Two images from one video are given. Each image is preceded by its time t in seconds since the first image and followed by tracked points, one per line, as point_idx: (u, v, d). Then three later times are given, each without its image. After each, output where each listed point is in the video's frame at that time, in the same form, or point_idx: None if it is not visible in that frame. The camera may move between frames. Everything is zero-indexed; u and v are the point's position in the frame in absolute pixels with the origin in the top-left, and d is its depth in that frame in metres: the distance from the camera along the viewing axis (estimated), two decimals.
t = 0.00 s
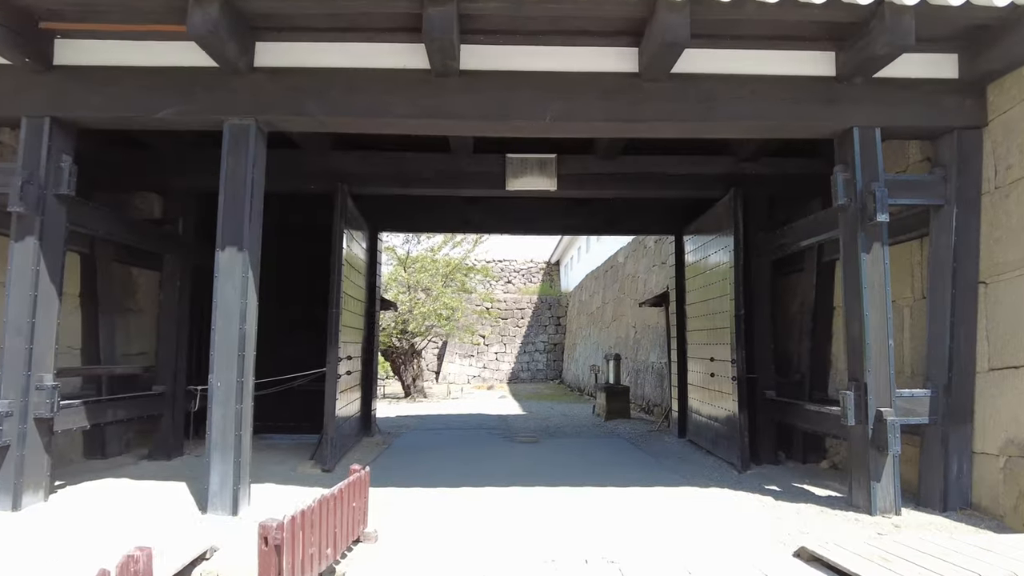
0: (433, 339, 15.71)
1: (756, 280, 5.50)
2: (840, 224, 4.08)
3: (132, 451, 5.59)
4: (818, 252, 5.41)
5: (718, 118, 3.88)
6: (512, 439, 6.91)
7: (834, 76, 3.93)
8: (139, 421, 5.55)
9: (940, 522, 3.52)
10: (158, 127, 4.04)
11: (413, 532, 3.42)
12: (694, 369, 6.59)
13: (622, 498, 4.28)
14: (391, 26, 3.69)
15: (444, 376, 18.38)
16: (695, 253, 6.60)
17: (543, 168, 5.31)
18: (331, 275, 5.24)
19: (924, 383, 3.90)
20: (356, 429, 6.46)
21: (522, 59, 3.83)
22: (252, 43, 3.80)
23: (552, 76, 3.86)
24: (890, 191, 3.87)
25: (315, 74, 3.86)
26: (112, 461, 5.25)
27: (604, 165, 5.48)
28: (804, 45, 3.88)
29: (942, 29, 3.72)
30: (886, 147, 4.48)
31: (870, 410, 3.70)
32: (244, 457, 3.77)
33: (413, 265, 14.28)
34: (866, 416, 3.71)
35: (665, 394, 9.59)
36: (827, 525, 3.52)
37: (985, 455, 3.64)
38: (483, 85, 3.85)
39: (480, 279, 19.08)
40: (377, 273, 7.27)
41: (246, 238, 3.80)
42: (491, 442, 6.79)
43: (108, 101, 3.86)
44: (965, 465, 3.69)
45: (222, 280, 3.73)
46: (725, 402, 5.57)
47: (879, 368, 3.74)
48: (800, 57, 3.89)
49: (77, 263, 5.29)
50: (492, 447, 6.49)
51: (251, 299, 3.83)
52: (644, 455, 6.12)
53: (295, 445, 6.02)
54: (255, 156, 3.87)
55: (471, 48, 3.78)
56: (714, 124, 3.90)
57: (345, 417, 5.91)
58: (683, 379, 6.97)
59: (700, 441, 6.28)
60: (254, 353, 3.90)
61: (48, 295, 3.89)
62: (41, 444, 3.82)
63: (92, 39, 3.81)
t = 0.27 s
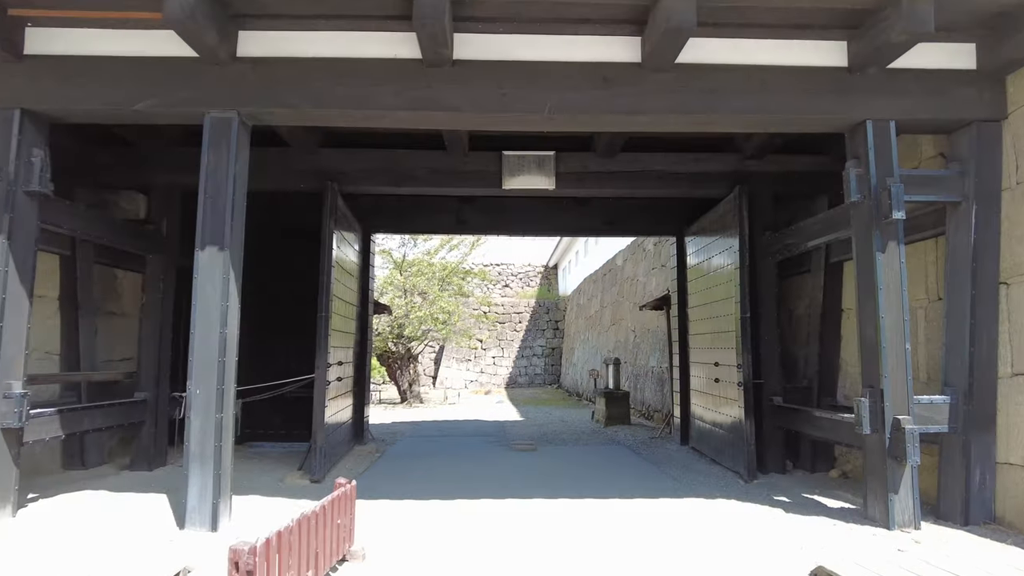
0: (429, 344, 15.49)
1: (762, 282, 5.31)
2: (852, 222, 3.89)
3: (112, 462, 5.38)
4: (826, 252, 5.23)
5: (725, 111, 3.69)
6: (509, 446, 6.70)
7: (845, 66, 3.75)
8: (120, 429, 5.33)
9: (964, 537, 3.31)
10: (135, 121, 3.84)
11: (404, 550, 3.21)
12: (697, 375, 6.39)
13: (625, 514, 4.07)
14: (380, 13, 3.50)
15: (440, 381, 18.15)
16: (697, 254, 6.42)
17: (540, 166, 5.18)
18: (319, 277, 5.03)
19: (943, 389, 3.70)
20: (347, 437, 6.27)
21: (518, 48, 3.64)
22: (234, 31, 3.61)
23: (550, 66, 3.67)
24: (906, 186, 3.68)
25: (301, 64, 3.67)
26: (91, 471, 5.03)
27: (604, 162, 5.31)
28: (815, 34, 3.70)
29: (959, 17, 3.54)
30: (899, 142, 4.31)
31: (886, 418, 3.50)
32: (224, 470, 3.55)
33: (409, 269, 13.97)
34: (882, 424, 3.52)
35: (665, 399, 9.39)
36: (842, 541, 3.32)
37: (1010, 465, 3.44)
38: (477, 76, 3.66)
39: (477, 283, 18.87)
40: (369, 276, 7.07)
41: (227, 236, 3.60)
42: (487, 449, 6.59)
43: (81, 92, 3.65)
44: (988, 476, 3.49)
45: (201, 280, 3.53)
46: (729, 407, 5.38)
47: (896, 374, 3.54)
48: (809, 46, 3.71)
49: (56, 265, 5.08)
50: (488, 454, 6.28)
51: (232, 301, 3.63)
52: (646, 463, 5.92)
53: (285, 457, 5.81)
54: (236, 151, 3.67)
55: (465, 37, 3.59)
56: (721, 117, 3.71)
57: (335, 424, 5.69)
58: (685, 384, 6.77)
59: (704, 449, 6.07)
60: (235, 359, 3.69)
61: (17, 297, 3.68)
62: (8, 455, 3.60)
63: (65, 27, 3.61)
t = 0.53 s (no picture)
0: (428, 344, 15.28)
1: (772, 278, 5.12)
2: (870, 213, 3.69)
3: (95, 464, 5.18)
4: (838, 247, 5.03)
5: (736, 95, 3.49)
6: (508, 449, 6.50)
7: (863, 48, 3.55)
8: (104, 431, 5.14)
9: (994, 547, 3.11)
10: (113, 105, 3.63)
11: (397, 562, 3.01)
12: (702, 374, 6.19)
13: (630, 521, 3.86)
14: None
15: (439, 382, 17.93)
16: (703, 250, 6.22)
17: (540, 157, 5.00)
18: (310, 272, 4.83)
19: (968, 389, 3.50)
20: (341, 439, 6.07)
21: (518, 28, 3.44)
22: (217, 10, 3.40)
23: (551, 48, 3.47)
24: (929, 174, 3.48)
25: (288, 45, 3.46)
26: (73, 475, 4.84)
27: (607, 153, 5.12)
28: (831, 13, 3.50)
29: None
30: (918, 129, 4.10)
31: (908, 419, 3.30)
32: (206, 475, 3.33)
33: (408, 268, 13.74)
34: (903, 426, 3.33)
35: (668, 400, 9.18)
36: (863, 551, 3.12)
37: None
38: (475, 58, 3.46)
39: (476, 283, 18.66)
40: (365, 273, 6.87)
41: (208, 227, 3.40)
42: (486, 452, 6.38)
43: (55, 75, 3.45)
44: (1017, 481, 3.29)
45: (182, 274, 3.33)
46: (737, 408, 5.19)
47: (920, 373, 3.34)
48: (826, 26, 3.51)
49: (36, 259, 4.88)
50: (487, 457, 6.08)
51: (215, 295, 3.43)
52: (650, 466, 5.73)
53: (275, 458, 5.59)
54: (219, 137, 3.47)
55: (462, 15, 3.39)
56: (732, 101, 3.51)
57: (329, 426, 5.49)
58: (690, 384, 6.58)
59: (710, 451, 5.88)
60: (218, 357, 3.48)
61: None
62: None
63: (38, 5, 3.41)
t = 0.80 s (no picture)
0: (426, 345, 15.07)
1: (783, 276, 4.92)
2: (891, 206, 3.50)
3: (76, 471, 4.96)
4: (851, 244, 4.85)
5: (753, 80, 3.29)
6: (509, 453, 6.29)
7: (887, 31, 3.34)
8: (87, 435, 4.93)
9: None
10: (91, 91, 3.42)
11: None
12: (709, 376, 5.99)
13: (638, 533, 3.66)
14: None
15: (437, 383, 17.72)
16: (710, 248, 6.02)
17: (542, 150, 4.81)
18: (302, 270, 4.62)
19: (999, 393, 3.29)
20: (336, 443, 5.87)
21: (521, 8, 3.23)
22: None
23: (556, 30, 3.27)
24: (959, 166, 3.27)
25: (277, 27, 3.26)
26: (53, 482, 4.62)
27: (612, 146, 4.93)
28: None
29: None
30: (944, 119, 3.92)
31: (937, 426, 3.10)
32: (188, 484, 3.12)
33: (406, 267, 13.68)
34: (929, 433, 3.13)
35: (672, 402, 8.98)
36: (890, 566, 2.91)
37: None
38: (475, 40, 3.25)
39: (475, 283, 18.45)
40: (361, 271, 6.67)
41: (190, 219, 3.19)
42: (486, 456, 6.18)
43: (28, 57, 3.23)
44: None
45: (162, 269, 3.12)
46: (748, 412, 4.99)
47: (948, 377, 3.14)
48: (848, 8, 3.31)
49: (15, 255, 4.66)
50: (486, 462, 5.87)
51: (197, 293, 3.22)
52: (655, 471, 5.53)
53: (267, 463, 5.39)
54: (202, 125, 3.25)
55: None
56: (748, 87, 3.31)
57: (322, 429, 5.27)
58: (696, 386, 6.38)
59: (718, 457, 5.67)
60: (201, 359, 3.27)
61: None
62: None
63: None
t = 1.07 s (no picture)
0: (424, 344, 14.87)
1: (794, 272, 4.73)
2: (913, 197, 3.30)
3: (56, 475, 4.76)
4: (864, 239, 4.65)
5: (767, 61, 3.10)
6: (507, 455, 6.10)
7: (909, 10, 3.15)
8: (67, 437, 4.72)
9: None
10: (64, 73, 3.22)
11: None
12: (715, 377, 5.80)
13: (643, 542, 3.47)
14: None
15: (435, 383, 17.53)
16: (716, 244, 5.83)
17: (542, 141, 4.63)
18: (291, 265, 4.42)
19: None
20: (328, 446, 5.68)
21: None
22: None
23: (559, 7, 3.08)
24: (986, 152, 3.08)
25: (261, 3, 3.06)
26: (29, 487, 4.42)
27: (615, 137, 4.74)
28: None
29: None
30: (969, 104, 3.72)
31: (962, 429, 2.91)
32: (163, 491, 2.91)
33: (405, 267, 13.43)
34: (956, 437, 2.93)
35: (674, 403, 8.78)
36: None
37: None
38: (471, 18, 3.06)
39: (474, 282, 18.26)
40: (355, 268, 6.48)
41: (167, 209, 2.98)
42: (484, 459, 5.98)
43: None
44: None
45: (137, 263, 2.92)
46: (755, 414, 4.80)
47: (975, 377, 2.94)
48: None
49: None
50: (485, 464, 5.68)
51: (175, 287, 3.02)
52: (658, 475, 5.34)
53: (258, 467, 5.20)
54: (181, 109, 3.05)
55: None
56: (761, 69, 3.12)
57: (313, 432, 5.07)
58: (700, 387, 6.20)
59: (724, 460, 5.48)
60: (179, 358, 3.07)
61: None
62: None
63: None
